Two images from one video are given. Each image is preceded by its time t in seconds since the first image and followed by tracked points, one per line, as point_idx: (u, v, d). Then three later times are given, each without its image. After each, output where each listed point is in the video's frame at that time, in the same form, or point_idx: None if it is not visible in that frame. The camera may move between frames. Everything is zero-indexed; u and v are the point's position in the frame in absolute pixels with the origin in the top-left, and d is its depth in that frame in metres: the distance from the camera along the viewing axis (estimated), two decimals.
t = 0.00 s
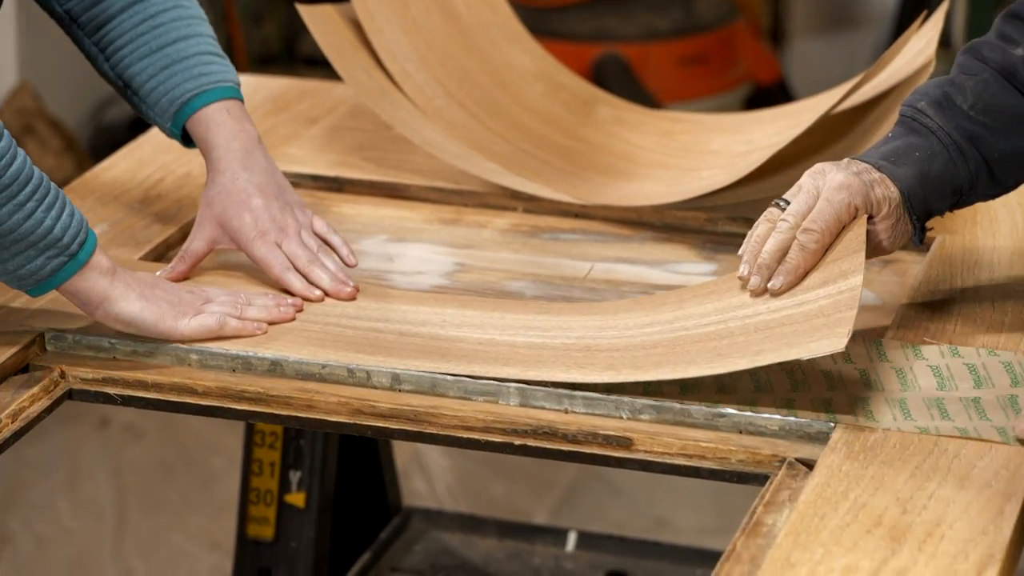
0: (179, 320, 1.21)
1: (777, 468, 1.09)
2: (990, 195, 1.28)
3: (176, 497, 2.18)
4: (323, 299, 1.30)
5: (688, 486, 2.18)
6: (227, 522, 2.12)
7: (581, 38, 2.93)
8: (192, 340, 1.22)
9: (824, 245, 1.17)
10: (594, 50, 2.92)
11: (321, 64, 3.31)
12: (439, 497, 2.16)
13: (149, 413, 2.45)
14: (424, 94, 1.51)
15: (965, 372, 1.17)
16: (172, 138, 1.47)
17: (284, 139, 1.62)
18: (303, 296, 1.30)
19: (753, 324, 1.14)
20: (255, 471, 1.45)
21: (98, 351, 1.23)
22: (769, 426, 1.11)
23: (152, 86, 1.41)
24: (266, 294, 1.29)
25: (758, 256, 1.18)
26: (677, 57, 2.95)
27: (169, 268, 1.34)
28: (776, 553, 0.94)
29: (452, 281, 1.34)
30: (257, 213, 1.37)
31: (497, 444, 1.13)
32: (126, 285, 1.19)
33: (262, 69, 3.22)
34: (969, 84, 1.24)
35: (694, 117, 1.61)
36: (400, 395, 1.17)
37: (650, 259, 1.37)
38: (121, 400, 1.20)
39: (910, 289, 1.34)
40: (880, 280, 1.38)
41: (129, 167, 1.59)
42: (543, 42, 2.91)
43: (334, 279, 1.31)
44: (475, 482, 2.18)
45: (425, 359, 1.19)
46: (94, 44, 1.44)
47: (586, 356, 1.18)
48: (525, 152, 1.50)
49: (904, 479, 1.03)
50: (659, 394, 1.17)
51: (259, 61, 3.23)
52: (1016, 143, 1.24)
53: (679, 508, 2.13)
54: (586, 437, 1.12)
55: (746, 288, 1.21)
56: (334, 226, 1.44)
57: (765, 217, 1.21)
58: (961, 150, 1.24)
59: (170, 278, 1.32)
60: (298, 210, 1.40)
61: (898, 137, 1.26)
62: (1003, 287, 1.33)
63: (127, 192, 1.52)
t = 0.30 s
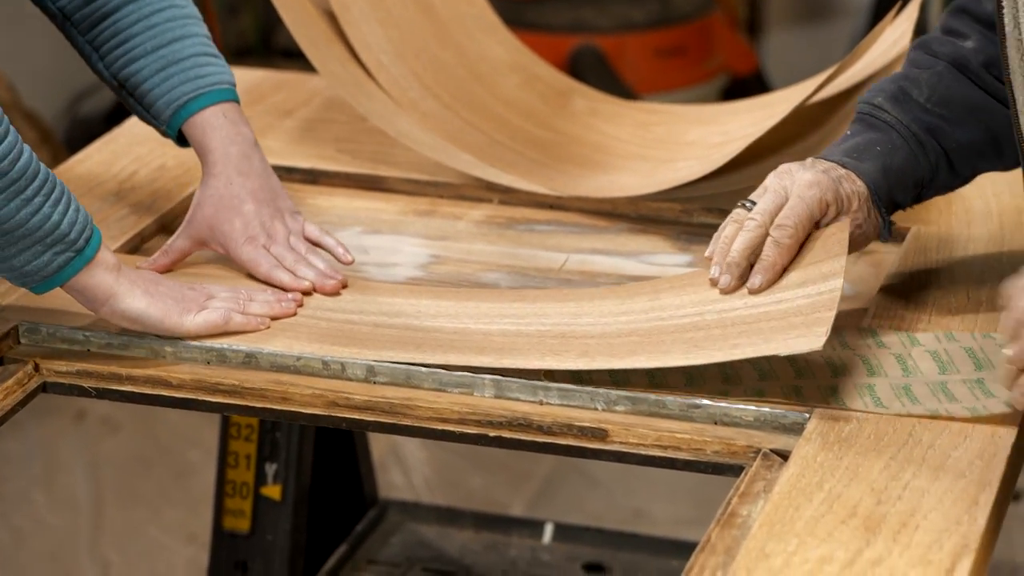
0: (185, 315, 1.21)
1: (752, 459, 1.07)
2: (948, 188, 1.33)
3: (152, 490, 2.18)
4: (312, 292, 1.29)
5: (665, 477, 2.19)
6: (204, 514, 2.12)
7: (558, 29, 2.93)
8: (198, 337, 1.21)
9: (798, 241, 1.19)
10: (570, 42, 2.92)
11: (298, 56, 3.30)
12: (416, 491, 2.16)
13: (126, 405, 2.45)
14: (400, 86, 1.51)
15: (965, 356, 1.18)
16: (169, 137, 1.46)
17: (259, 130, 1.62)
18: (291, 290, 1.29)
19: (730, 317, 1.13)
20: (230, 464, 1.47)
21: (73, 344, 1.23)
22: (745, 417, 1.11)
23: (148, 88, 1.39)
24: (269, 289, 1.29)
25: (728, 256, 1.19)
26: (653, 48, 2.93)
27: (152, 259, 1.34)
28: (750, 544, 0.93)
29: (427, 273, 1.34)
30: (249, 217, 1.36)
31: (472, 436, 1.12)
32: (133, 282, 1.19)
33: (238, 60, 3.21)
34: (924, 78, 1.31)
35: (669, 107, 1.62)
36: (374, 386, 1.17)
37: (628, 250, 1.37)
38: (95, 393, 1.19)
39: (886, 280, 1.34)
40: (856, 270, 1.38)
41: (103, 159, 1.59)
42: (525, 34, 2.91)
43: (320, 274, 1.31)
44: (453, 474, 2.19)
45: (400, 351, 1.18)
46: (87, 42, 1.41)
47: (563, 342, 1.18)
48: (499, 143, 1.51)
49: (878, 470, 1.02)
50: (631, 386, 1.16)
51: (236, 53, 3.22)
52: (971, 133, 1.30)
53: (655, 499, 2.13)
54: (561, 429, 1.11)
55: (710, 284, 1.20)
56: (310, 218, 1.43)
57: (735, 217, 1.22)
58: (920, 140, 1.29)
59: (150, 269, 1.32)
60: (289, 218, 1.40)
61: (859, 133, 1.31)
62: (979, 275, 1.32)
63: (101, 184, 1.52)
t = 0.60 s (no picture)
0: (194, 313, 1.19)
1: (737, 451, 1.07)
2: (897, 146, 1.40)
3: (138, 484, 2.18)
4: (318, 290, 1.28)
5: (653, 469, 2.19)
6: (191, 508, 2.12)
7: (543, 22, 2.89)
8: (207, 333, 1.19)
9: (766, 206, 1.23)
10: (556, 34, 2.88)
11: (282, 50, 3.29)
12: (403, 483, 2.17)
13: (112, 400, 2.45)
14: (384, 79, 1.52)
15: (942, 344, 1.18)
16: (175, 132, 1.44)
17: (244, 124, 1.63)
18: (298, 286, 1.28)
19: (712, 297, 1.15)
20: (216, 458, 1.50)
21: (57, 337, 1.22)
22: (728, 409, 1.09)
23: (156, 85, 1.37)
24: (274, 287, 1.27)
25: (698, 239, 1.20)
26: (640, 41, 2.93)
27: (159, 256, 1.32)
28: (736, 536, 0.90)
29: (413, 266, 1.34)
30: (257, 216, 1.35)
31: (457, 428, 1.12)
32: (139, 281, 1.17)
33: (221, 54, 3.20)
34: (879, 37, 1.37)
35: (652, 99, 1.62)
36: (359, 380, 1.16)
37: (610, 243, 1.36)
38: (80, 386, 1.19)
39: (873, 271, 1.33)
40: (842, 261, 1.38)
41: (87, 153, 1.58)
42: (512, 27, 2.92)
43: (328, 272, 1.29)
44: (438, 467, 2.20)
45: (384, 344, 1.17)
46: (95, 39, 1.38)
47: (547, 332, 1.17)
48: (483, 136, 1.52)
49: (863, 462, 1.00)
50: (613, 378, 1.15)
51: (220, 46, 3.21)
52: (924, 92, 1.37)
53: (643, 491, 2.13)
54: (546, 421, 1.10)
55: (686, 270, 1.22)
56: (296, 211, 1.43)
57: (695, 199, 1.24)
58: (874, 95, 1.36)
59: (159, 266, 1.31)
60: (299, 216, 1.38)
61: (814, 90, 1.38)
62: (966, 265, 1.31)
63: (84, 178, 1.52)
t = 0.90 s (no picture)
0: (196, 309, 1.18)
1: (727, 445, 1.06)
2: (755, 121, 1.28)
3: (128, 479, 2.18)
4: (318, 288, 1.28)
5: (643, 463, 2.19)
6: (180, 503, 2.12)
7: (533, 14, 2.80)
8: (211, 330, 1.19)
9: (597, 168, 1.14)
10: (545, 27, 2.80)
11: (270, 43, 3.28)
12: (392, 477, 2.17)
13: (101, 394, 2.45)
14: (373, 72, 1.51)
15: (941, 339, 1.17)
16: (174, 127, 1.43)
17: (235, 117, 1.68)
18: (298, 283, 1.28)
19: (706, 321, 1.17)
20: (205, 453, 1.50)
21: (45, 333, 1.21)
22: (718, 403, 1.09)
23: (156, 81, 1.35)
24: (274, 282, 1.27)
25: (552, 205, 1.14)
26: (629, 32, 2.76)
27: (158, 253, 1.34)
28: (724, 530, 0.90)
29: (401, 260, 1.35)
30: (256, 214, 1.35)
31: (447, 423, 1.11)
32: (142, 280, 1.16)
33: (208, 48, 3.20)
34: None
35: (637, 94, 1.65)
36: (348, 374, 1.15)
37: (601, 236, 1.42)
38: (68, 381, 1.18)
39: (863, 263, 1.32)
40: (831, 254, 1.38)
41: (74, 148, 1.58)
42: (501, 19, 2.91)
43: (327, 268, 1.30)
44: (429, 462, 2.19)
45: (373, 340, 1.17)
46: (94, 34, 1.36)
47: (535, 327, 1.18)
48: (471, 129, 1.56)
49: (852, 455, 0.99)
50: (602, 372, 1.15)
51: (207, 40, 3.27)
52: (795, 69, 1.25)
53: (632, 484, 2.13)
54: (534, 415, 1.09)
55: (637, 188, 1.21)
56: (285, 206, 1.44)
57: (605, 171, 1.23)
58: (743, 56, 1.23)
59: (157, 264, 1.32)
60: (298, 212, 1.38)
61: (684, 39, 1.24)
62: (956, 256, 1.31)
63: (72, 172, 1.52)
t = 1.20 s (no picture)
0: (192, 306, 1.17)
1: (719, 439, 1.06)
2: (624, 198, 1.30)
3: (120, 475, 2.17)
4: (314, 284, 1.28)
5: (636, 458, 2.20)
6: (172, 499, 2.12)
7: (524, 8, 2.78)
8: (206, 326, 1.18)
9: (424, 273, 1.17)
10: (536, 22, 2.78)
11: (260, 38, 3.28)
12: (385, 473, 2.17)
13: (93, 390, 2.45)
14: (364, 68, 1.53)
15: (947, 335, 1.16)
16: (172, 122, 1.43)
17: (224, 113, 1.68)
18: (294, 279, 1.28)
19: (697, 319, 1.17)
20: (197, 448, 1.52)
21: (36, 329, 1.20)
22: (710, 397, 1.08)
23: (154, 77, 1.35)
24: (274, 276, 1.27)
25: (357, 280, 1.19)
26: (620, 28, 2.78)
27: (156, 249, 1.33)
28: (716, 525, 0.90)
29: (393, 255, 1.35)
30: (255, 210, 1.35)
31: (437, 418, 1.10)
32: (136, 276, 1.15)
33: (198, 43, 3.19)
34: (616, 88, 1.24)
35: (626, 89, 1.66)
36: (340, 370, 1.15)
37: (592, 231, 1.43)
38: (59, 377, 1.18)
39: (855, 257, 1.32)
40: (822, 248, 1.38)
41: (65, 143, 1.58)
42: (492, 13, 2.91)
43: (325, 266, 1.29)
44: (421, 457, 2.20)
45: (364, 335, 1.16)
46: (93, 31, 1.35)
47: (525, 323, 1.18)
48: (462, 124, 1.57)
49: (844, 449, 0.99)
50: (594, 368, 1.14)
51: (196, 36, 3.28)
52: (660, 151, 1.25)
53: (625, 479, 2.14)
54: (526, 410, 1.09)
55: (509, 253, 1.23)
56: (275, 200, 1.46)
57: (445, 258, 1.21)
58: (601, 150, 1.24)
59: (155, 260, 1.31)
60: (296, 210, 1.38)
61: (541, 134, 1.24)
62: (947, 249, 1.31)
63: (63, 168, 1.52)
